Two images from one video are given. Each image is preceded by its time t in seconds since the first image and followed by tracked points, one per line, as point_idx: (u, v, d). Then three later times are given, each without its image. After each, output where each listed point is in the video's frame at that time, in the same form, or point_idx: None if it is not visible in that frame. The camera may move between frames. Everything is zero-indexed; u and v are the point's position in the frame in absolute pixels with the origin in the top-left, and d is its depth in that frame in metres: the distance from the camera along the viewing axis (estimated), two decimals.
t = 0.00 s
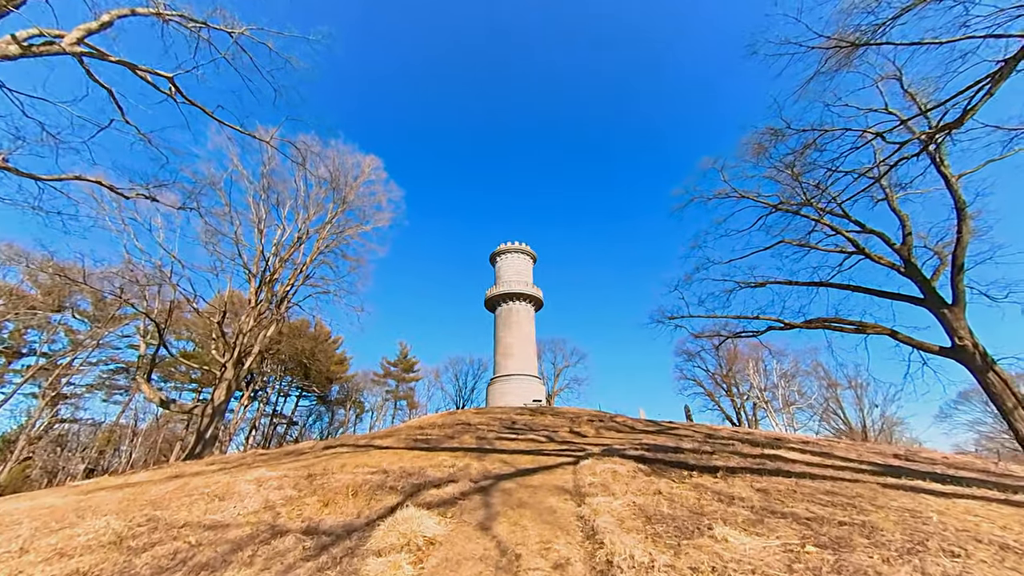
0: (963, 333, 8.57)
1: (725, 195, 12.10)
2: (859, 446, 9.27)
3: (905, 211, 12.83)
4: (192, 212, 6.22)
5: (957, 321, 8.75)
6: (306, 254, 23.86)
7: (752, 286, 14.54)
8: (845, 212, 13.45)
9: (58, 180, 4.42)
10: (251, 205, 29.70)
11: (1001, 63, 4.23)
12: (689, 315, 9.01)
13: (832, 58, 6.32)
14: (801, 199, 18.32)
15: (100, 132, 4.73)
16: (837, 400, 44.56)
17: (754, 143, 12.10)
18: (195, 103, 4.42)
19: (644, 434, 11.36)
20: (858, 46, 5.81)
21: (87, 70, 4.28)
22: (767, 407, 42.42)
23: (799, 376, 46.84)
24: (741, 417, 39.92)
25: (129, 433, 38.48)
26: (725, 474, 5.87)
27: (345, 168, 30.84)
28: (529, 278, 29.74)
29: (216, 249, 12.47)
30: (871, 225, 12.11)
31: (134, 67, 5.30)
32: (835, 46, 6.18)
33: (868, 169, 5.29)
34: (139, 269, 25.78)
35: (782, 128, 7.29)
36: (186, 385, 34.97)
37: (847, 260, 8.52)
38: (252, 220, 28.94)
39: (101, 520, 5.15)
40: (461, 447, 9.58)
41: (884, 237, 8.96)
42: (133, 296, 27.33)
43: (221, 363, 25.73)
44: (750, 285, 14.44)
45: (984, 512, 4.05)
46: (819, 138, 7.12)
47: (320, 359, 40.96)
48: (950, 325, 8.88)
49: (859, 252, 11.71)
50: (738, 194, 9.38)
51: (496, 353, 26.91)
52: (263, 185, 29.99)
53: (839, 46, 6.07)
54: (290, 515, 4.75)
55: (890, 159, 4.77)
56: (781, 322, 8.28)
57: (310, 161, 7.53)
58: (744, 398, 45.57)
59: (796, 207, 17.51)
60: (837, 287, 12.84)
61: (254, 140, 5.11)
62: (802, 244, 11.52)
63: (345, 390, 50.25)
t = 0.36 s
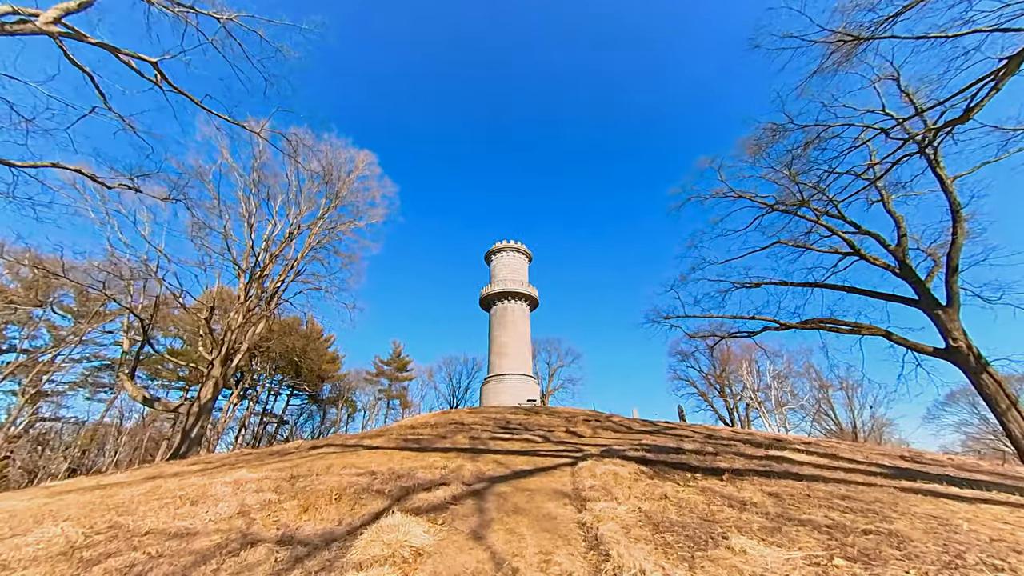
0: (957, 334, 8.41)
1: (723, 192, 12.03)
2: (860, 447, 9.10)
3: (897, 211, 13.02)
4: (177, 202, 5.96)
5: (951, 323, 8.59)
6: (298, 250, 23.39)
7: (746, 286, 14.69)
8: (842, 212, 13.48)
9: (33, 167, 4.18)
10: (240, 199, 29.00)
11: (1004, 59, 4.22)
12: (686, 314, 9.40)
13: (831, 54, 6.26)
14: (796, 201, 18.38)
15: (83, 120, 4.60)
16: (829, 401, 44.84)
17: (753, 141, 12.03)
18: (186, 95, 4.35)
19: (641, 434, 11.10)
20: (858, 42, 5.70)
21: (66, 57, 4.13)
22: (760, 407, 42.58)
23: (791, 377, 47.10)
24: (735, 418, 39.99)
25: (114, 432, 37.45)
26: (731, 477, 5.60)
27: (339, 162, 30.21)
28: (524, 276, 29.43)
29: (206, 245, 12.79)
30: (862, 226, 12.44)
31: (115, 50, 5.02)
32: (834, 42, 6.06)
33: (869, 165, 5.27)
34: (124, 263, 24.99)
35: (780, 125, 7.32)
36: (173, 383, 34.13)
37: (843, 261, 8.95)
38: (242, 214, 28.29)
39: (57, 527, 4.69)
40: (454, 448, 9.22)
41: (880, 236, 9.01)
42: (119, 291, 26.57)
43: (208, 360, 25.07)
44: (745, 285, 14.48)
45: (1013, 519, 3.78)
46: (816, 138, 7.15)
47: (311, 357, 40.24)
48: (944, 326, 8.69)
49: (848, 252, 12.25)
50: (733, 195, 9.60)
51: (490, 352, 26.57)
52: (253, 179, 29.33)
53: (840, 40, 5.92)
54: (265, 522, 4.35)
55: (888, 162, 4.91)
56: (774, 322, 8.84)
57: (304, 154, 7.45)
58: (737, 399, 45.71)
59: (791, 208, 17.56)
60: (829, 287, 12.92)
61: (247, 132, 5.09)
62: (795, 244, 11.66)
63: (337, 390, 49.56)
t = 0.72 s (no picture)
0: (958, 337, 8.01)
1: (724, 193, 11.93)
2: (868, 453, 8.85)
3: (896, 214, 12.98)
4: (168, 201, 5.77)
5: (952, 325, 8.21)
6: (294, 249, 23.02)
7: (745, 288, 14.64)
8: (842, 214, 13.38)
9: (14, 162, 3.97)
10: (234, 197, 28.51)
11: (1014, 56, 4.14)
12: (684, 316, 9.49)
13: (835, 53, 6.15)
14: (796, 202, 18.26)
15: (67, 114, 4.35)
16: (825, 403, 44.81)
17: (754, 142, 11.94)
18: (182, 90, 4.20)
19: (642, 439, 10.82)
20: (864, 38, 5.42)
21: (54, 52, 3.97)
22: (757, 409, 42.50)
23: (789, 378, 47.04)
24: (732, 419, 39.88)
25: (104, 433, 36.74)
26: (742, 490, 5.30)
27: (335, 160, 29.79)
28: (522, 276, 29.12)
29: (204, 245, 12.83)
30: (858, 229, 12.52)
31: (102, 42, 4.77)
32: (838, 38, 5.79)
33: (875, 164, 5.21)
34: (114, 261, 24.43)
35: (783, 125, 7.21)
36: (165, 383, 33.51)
37: (841, 264, 8.79)
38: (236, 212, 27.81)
39: (15, 548, 4.30)
40: (450, 455, 8.87)
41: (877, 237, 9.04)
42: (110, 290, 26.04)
43: (200, 361, 24.57)
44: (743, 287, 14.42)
45: None
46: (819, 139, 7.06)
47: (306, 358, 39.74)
48: (944, 328, 8.31)
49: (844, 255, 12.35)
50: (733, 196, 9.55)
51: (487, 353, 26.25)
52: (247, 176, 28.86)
53: (846, 35, 5.61)
54: (243, 544, 3.99)
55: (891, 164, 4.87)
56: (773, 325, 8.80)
57: (300, 153, 7.31)
58: (734, 400, 45.63)
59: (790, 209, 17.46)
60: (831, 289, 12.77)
61: (245, 129, 4.93)
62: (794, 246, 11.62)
63: (332, 390, 49.08)
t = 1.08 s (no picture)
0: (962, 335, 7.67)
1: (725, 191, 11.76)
2: (878, 455, 8.55)
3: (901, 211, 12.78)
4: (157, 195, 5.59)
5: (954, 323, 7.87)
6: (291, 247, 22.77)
7: (747, 287, 14.43)
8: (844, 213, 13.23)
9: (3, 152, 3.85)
10: (231, 195, 28.17)
11: None
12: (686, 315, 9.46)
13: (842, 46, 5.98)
14: (798, 200, 18.02)
15: (56, 106, 4.19)
16: (826, 404, 44.50)
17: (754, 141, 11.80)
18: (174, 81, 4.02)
19: (643, 441, 10.52)
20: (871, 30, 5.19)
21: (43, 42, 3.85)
22: (757, 409, 42.22)
23: (789, 379, 46.76)
24: (732, 420, 39.59)
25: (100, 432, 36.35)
26: (753, 496, 5.00)
27: (333, 157, 29.39)
28: (522, 276, 28.80)
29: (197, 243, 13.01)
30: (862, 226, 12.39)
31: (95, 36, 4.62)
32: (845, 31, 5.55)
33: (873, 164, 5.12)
34: (109, 258, 24.13)
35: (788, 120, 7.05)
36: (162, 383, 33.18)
37: (843, 263, 9.49)
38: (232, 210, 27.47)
39: None
40: (445, 457, 8.56)
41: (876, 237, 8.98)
42: (107, 288, 25.77)
43: (194, 360, 24.24)
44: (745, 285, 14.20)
45: None
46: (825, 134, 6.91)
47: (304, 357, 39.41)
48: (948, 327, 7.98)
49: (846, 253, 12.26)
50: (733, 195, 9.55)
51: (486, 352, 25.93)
52: (244, 173, 28.51)
53: (854, 25, 5.35)
54: (214, 556, 3.68)
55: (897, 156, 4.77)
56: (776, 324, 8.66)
57: (296, 147, 7.14)
58: (734, 400, 45.35)
59: (793, 207, 17.23)
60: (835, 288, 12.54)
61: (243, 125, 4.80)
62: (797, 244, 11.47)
63: (331, 390, 48.72)
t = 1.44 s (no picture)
0: (972, 335, 7.32)
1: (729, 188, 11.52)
2: (895, 462, 8.17)
3: (906, 209, 12.59)
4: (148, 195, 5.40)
5: (964, 324, 7.55)
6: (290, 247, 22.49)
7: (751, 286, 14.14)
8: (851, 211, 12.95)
9: None
10: (228, 193, 27.80)
11: None
12: (688, 316, 9.40)
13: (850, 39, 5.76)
14: (803, 198, 17.71)
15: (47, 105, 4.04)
16: (829, 404, 44.10)
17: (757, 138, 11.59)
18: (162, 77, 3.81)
19: (648, 446, 10.16)
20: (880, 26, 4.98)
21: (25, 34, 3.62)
22: (760, 409, 41.85)
23: (792, 379, 46.37)
24: (734, 421, 39.23)
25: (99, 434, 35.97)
26: (772, 513, 4.62)
27: (331, 155, 28.99)
28: (522, 276, 28.44)
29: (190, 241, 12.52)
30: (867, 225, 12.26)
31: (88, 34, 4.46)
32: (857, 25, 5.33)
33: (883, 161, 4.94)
34: (105, 258, 23.81)
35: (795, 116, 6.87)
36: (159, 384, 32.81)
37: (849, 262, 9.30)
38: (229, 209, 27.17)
39: None
40: (442, 464, 8.20)
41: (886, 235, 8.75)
42: (103, 288, 25.42)
43: (191, 361, 23.87)
44: (750, 284, 13.94)
45: None
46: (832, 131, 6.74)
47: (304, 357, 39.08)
48: (957, 327, 7.65)
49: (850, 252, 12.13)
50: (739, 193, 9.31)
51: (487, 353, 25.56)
52: (241, 171, 28.19)
53: (864, 16, 5.10)
54: None
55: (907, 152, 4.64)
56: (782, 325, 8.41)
57: (293, 144, 6.93)
58: (737, 400, 44.95)
59: (797, 206, 16.97)
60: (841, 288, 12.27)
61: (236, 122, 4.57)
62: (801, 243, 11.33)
63: (331, 390, 48.36)
